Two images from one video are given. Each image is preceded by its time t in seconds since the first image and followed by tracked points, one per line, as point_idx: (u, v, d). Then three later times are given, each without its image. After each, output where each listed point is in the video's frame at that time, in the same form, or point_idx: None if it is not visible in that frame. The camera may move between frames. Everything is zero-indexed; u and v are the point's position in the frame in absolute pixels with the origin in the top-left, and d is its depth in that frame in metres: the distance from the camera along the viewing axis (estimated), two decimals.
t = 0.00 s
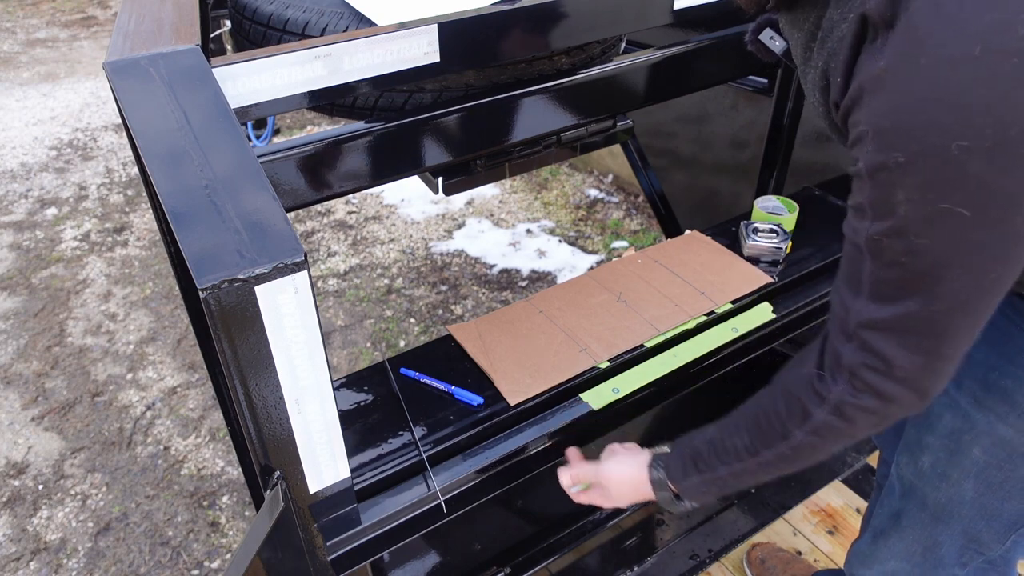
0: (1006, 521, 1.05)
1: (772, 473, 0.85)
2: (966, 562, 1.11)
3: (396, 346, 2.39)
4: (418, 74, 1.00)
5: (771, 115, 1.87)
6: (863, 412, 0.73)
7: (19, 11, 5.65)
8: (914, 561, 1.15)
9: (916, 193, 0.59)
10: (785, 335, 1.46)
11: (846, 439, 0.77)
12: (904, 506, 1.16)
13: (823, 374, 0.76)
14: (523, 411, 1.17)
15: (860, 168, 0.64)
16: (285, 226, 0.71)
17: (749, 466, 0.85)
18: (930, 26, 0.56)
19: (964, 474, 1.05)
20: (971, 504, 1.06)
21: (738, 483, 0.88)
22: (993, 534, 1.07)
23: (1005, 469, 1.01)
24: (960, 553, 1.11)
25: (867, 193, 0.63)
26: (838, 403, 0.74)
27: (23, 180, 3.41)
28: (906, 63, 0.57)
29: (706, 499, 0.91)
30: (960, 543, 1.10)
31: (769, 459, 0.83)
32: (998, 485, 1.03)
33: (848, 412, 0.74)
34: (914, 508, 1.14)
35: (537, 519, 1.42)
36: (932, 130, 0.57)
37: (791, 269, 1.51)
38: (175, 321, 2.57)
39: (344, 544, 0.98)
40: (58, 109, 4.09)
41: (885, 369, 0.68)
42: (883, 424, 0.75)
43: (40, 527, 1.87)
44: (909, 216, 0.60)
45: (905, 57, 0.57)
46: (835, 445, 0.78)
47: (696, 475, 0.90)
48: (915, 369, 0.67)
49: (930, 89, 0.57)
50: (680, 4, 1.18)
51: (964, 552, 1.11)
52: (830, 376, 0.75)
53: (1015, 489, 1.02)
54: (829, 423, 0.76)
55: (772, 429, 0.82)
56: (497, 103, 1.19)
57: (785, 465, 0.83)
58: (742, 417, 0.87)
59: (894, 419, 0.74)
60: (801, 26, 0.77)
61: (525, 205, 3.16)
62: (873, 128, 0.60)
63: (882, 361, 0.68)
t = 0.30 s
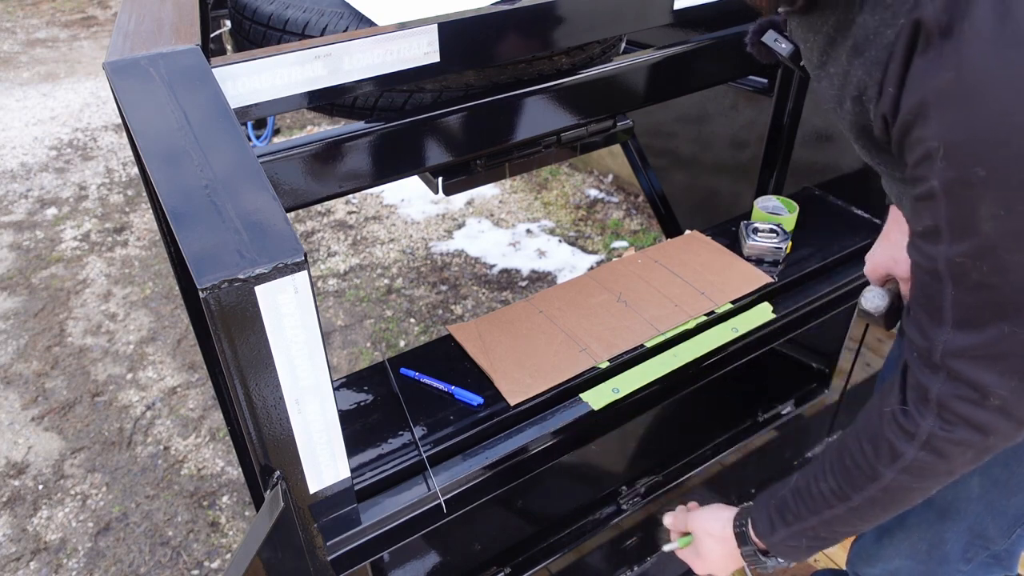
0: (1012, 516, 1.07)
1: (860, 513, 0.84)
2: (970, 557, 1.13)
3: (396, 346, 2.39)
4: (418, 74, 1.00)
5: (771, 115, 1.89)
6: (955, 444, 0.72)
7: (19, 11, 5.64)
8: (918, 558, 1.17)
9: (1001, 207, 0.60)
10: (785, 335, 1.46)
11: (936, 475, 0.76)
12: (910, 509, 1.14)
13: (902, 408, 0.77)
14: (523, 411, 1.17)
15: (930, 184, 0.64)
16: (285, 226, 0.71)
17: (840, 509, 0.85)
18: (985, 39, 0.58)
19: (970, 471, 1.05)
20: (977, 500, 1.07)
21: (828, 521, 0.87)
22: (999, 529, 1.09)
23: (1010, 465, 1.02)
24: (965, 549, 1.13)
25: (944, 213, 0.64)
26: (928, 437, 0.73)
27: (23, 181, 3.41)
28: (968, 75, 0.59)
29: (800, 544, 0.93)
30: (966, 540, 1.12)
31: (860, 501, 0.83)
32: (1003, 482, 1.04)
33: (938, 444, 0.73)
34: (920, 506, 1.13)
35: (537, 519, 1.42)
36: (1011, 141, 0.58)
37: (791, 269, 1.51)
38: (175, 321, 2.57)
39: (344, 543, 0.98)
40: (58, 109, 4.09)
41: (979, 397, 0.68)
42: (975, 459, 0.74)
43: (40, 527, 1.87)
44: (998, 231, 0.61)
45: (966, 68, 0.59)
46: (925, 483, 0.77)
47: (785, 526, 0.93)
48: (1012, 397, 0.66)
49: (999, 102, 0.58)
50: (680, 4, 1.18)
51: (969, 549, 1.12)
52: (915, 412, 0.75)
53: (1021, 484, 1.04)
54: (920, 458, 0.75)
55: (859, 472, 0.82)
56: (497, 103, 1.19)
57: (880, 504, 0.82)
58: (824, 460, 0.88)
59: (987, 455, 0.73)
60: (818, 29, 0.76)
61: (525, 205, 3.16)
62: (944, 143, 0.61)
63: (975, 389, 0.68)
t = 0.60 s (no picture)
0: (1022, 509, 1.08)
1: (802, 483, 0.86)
2: (978, 550, 1.13)
3: (396, 346, 2.39)
4: (418, 74, 1.00)
5: (771, 115, 1.89)
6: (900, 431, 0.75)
7: (19, 11, 5.65)
8: (926, 553, 1.17)
9: (1005, 249, 0.60)
10: (784, 335, 1.46)
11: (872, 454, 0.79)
12: (921, 504, 1.15)
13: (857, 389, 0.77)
14: (523, 411, 1.17)
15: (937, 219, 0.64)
16: (285, 226, 0.71)
17: (787, 473, 0.85)
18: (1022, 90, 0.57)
19: (982, 463, 1.05)
20: (988, 493, 1.07)
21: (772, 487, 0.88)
22: (1010, 522, 1.10)
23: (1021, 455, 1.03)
24: (974, 542, 1.13)
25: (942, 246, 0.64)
26: (879, 421, 0.75)
27: (23, 181, 3.41)
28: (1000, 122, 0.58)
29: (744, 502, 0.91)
30: (976, 533, 1.12)
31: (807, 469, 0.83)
32: (1016, 474, 1.05)
33: (886, 428, 0.75)
34: (933, 499, 1.13)
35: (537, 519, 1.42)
36: None
37: (791, 269, 1.51)
38: (175, 321, 2.57)
39: (344, 543, 0.98)
40: (58, 109, 4.09)
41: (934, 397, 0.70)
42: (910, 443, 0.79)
43: (40, 528, 1.87)
44: (996, 268, 0.61)
45: (1000, 114, 0.58)
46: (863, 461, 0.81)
47: (739, 482, 0.90)
48: (961, 401, 0.70)
49: None
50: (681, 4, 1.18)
51: (978, 542, 1.12)
52: (867, 395, 0.76)
53: None
54: (866, 438, 0.77)
55: (810, 441, 0.82)
56: (497, 103, 1.19)
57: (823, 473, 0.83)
58: (776, 425, 0.87)
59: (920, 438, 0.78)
60: (831, 56, 0.76)
61: (525, 205, 3.16)
62: (959, 182, 0.61)
63: (934, 389, 0.70)
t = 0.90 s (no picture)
0: (1011, 507, 1.07)
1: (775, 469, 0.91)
2: (970, 548, 1.14)
3: (396, 346, 2.39)
4: (418, 74, 1.00)
5: (771, 115, 1.88)
6: (870, 419, 0.78)
7: (19, 11, 5.64)
8: (917, 551, 1.18)
9: (958, 220, 0.62)
10: (784, 335, 1.47)
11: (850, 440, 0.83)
12: (912, 502, 1.15)
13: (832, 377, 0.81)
14: (523, 411, 1.17)
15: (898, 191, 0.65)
16: (285, 225, 0.71)
17: (758, 456, 0.90)
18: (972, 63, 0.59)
19: (970, 460, 1.05)
20: (977, 491, 1.07)
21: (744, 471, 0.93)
22: (998, 521, 1.09)
23: (1011, 453, 1.02)
24: (965, 541, 1.13)
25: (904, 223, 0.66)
26: (850, 405, 0.78)
27: (23, 181, 3.42)
28: (952, 91, 0.59)
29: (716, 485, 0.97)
30: (966, 531, 1.12)
31: (778, 452, 0.88)
32: (1006, 471, 1.04)
33: (855, 416, 0.79)
34: (927, 500, 1.13)
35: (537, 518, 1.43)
36: (981, 157, 0.59)
37: (791, 269, 1.51)
38: (175, 321, 2.57)
39: (344, 544, 0.98)
40: (58, 109, 4.09)
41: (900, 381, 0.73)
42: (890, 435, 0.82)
43: (40, 527, 1.87)
44: (949, 240, 0.63)
45: (950, 86, 0.59)
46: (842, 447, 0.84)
47: (710, 461, 0.95)
48: (930, 385, 0.72)
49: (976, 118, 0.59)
50: (680, 4, 1.18)
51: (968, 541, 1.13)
52: (841, 381, 0.80)
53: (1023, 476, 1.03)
54: (835, 423, 0.81)
55: (784, 425, 0.86)
56: (497, 103, 1.19)
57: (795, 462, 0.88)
58: (754, 409, 0.92)
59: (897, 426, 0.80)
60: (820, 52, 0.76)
61: (525, 205, 3.16)
62: (916, 153, 0.62)
63: (903, 373, 0.73)
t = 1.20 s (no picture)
0: (986, 509, 1.09)
1: (810, 474, 0.91)
2: (949, 550, 1.15)
3: (396, 346, 2.39)
4: (418, 74, 1.00)
5: (771, 115, 1.88)
6: (913, 417, 0.76)
7: (19, 11, 5.64)
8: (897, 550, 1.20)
9: (906, 174, 0.64)
10: (784, 335, 1.47)
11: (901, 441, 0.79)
12: (891, 500, 1.18)
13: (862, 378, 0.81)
14: (523, 411, 1.17)
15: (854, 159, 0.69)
16: (285, 225, 0.71)
17: (790, 450, 0.91)
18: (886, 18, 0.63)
19: (947, 459, 1.08)
20: (952, 491, 1.10)
21: (775, 470, 0.94)
22: (974, 523, 1.11)
23: (988, 454, 1.05)
24: (943, 542, 1.15)
25: (869, 192, 0.69)
26: (876, 399, 0.78)
27: (23, 181, 3.41)
28: (877, 46, 0.64)
29: (748, 482, 0.99)
30: (943, 532, 1.14)
31: (808, 449, 0.88)
32: (982, 471, 1.07)
33: (893, 414, 0.77)
34: (918, 501, 1.14)
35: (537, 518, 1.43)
36: (913, 106, 0.62)
37: (791, 269, 1.51)
38: (175, 321, 2.57)
39: (345, 544, 0.98)
40: (58, 109, 4.09)
41: (920, 364, 0.71)
42: (951, 434, 0.76)
43: (40, 528, 1.87)
44: (904, 196, 0.65)
45: (872, 43, 0.64)
46: (895, 451, 0.81)
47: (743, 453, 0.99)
48: (954, 360, 0.69)
49: (902, 73, 0.63)
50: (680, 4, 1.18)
51: (946, 543, 1.15)
52: (867, 379, 0.79)
53: (998, 477, 1.06)
54: (873, 424, 0.79)
55: (813, 420, 0.88)
56: (498, 103, 1.19)
57: (830, 467, 0.87)
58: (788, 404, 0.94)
59: (941, 429, 0.75)
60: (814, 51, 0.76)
61: (525, 205, 3.16)
62: (858, 114, 0.66)
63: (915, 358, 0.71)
